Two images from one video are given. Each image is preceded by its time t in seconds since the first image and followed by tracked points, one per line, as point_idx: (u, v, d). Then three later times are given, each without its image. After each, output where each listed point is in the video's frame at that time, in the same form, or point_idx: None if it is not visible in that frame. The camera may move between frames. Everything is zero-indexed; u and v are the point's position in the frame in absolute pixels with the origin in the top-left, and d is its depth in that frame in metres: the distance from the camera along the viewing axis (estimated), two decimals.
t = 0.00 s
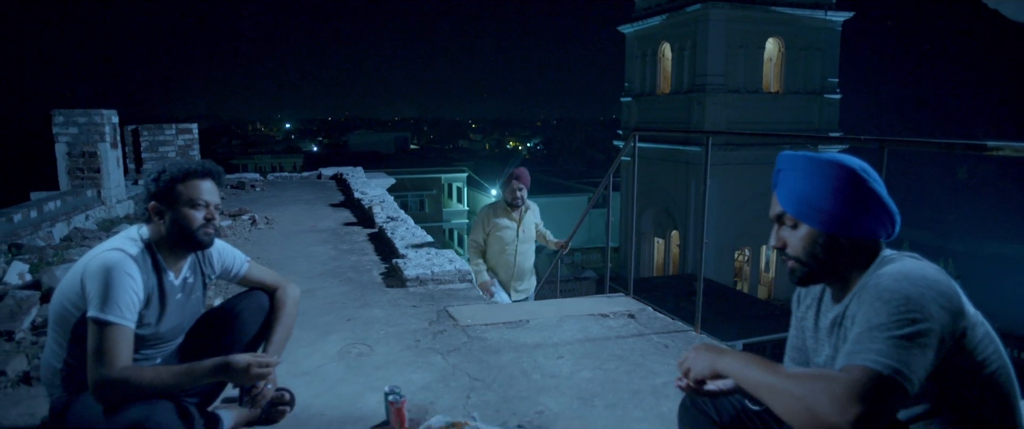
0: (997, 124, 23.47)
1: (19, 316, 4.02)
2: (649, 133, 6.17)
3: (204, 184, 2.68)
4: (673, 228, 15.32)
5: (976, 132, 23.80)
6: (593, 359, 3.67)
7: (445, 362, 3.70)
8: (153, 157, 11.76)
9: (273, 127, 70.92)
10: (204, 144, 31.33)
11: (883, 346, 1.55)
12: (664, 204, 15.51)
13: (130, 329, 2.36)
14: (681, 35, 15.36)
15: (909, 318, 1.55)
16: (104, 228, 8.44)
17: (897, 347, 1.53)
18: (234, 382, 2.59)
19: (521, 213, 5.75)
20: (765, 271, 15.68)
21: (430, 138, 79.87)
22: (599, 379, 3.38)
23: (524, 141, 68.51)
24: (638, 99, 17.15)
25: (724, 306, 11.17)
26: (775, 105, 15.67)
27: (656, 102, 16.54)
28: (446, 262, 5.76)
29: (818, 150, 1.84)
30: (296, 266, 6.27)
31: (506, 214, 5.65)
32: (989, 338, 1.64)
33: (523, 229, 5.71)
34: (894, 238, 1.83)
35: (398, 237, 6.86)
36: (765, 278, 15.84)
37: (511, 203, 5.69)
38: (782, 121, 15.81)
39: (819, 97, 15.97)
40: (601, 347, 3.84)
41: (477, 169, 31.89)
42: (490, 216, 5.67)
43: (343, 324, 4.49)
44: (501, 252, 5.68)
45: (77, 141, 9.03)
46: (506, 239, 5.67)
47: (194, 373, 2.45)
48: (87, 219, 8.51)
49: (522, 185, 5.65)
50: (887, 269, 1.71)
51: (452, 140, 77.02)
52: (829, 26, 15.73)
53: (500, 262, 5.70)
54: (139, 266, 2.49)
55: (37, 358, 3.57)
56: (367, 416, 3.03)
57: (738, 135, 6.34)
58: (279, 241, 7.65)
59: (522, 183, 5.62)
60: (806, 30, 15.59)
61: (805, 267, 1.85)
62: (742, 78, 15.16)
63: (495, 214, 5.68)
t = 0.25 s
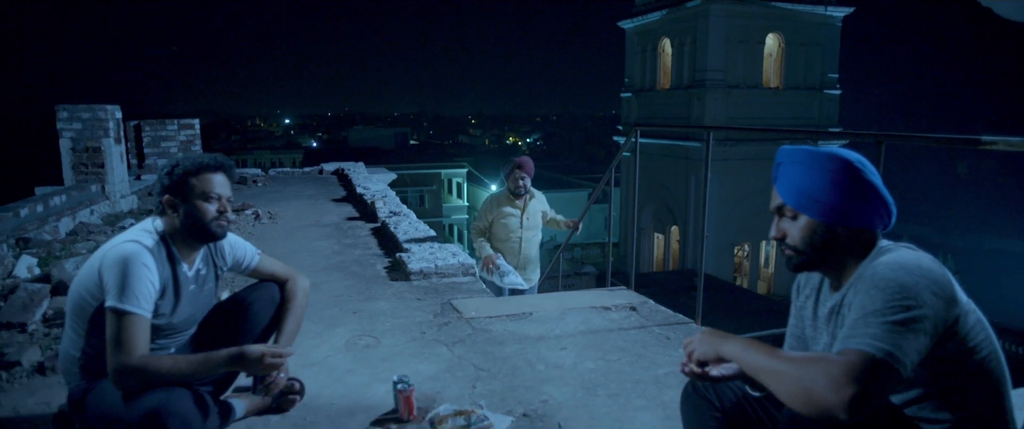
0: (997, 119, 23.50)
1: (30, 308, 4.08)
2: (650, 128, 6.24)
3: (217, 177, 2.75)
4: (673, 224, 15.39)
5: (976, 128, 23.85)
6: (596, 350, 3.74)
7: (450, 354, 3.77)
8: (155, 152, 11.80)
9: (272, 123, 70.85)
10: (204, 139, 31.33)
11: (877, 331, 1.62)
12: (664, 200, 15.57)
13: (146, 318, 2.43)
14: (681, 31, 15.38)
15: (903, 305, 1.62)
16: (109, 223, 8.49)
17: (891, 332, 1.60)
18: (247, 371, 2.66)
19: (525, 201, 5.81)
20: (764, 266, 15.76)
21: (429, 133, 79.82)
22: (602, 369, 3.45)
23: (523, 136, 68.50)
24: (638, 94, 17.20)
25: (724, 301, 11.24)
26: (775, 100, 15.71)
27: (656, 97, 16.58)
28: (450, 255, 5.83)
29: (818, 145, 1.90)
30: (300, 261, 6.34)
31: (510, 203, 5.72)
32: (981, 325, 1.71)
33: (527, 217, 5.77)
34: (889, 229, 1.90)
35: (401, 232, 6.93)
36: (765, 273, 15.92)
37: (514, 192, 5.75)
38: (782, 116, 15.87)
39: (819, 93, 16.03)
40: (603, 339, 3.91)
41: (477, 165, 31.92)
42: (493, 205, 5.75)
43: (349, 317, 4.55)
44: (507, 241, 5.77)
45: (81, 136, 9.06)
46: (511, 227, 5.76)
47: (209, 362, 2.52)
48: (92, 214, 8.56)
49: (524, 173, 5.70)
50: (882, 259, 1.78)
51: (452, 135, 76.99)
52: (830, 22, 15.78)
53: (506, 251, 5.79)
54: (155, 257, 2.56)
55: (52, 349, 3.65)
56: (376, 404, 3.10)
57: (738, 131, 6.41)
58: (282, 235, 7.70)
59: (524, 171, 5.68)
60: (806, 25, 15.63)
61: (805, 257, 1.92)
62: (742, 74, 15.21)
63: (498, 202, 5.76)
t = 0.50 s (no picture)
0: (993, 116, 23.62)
1: (42, 302, 4.15)
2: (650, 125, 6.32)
3: (229, 172, 2.82)
4: (672, 221, 15.49)
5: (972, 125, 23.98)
6: (598, 342, 3.82)
7: (455, 345, 3.85)
8: (156, 149, 11.86)
9: (270, 120, 70.82)
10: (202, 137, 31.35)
11: (868, 317, 1.71)
12: (662, 197, 15.66)
13: (164, 308, 2.51)
14: (680, 28, 15.45)
15: (893, 291, 1.71)
16: (113, 219, 8.55)
17: (880, 317, 1.69)
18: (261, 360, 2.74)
19: (525, 198, 5.86)
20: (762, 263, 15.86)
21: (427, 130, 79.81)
22: (604, 360, 3.54)
23: (521, 133, 68.55)
24: (637, 91, 17.28)
25: (722, 297, 11.36)
26: (773, 97, 15.80)
27: (655, 94, 16.66)
28: (452, 250, 5.91)
29: (815, 142, 1.98)
30: (304, 256, 6.42)
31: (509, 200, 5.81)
32: (967, 311, 1.79)
33: (527, 214, 5.83)
34: (882, 221, 1.98)
35: (403, 227, 7.00)
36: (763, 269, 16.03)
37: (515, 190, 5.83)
38: (779, 113, 15.97)
39: (817, 90, 16.13)
40: (605, 331, 3.99)
41: (476, 162, 31.99)
42: (494, 202, 5.86)
43: (354, 310, 4.63)
44: (509, 238, 5.87)
45: (84, 133, 9.12)
46: (512, 224, 5.84)
47: (225, 351, 2.60)
48: (95, 210, 8.63)
49: (523, 171, 5.76)
50: (875, 249, 1.86)
51: (450, 133, 76.99)
52: (827, 19, 15.87)
53: (509, 247, 5.90)
54: (171, 250, 2.63)
55: (65, 341, 3.73)
56: (384, 394, 3.18)
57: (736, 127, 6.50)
58: (285, 231, 7.78)
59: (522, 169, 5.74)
60: (804, 23, 15.72)
61: (802, 247, 2.00)
62: (740, 71, 15.30)
63: (499, 200, 5.86)
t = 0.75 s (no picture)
0: (984, 115, 23.82)
1: (50, 297, 4.22)
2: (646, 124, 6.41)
3: (237, 166, 2.88)
4: (666, 219, 15.61)
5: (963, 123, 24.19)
6: (596, 334, 3.92)
7: (457, 338, 3.94)
8: (153, 147, 11.89)
9: (265, 119, 70.63)
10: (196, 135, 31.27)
11: (856, 304, 1.81)
12: (657, 195, 15.78)
13: (177, 301, 2.59)
14: (674, 27, 15.55)
15: (879, 279, 1.81)
16: (112, 217, 8.60)
17: (868, 304, 1.79)
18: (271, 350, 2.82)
19: (521, 195, 5.92)
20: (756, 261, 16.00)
21: (422, 129, 79.74)
22: (603, 352, 3.63)
23: (516, 132, 68.57)
24: (631, 90, 17.38)
25: (716, 294, 11.47)
26: (767, 96, 15.94)
27: (649, 93, 16.77)
28: (451, 247, 6.00)
29: (806, 137, 2.07)
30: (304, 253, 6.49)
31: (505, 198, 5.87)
32: (950, 299, 1.89)
33: (523, 211, 5.90)
34: (869, 213, 2.08)
35: (402, 225, 7.08)
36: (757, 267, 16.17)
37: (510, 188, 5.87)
38: (773, 112, 16.11)
39: (810, 89, 16.27)
40: (603, 325, 4.09)
41: (471, 160, 32.04)
42: (490, 201, 5.93)
43: (357, 305, 4.72)
44: (506, 235, 5.96)
45: (83, 131, 9.17)
46: (509, 221, 5.92)
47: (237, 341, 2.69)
48: (95, 208, 8.68)
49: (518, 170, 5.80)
50: (862, 240, 1.96)
51: (445, 132, 76.97)
52: (820, 18, 16.02)
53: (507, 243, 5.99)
54: (183, 243, 2.71)
55: (75, 336, 3.81)
56: (390, 384, 3.27)
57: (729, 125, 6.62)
58: (285, 229, 7.85)
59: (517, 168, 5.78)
60: (797, 22, 15.86)
61: (794, 238, 2.10)
62: (734, 70, 15.42)
63: (495, 198, 5.91)
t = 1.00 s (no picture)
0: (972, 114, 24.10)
1: (57, 294, 4.29)
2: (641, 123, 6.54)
3: (250, 162, 2.97)
4: (660, 217, 15.76)
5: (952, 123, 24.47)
6: (594, 328, 4.03)
7: (458, 332, 4.04)
8: (149, 147, 11.93)
9: (257, 118, 70.47)
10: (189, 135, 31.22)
11: (844, 292, 1.91)
12: (650, 193, 15.92)
13: (190, 293, 2.67)
14: (667, 27, 15.69)
15: (866, 269, 1.91)
16: (110, 216, 8.66)
17: (856, 293, 1.89)
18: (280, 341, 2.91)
19: (514, 183, 5.98)
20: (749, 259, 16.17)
21: (415, 128, 79.75)
22: (600, 344, 3.74)
23: (509, 131, 68.72)
24: (625, 90, 17.51)
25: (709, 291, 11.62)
26: (759, 96, 16.10)
27: (642, 92, 16.90)
28: (449, 244, 6.10)
29: (797, 135, 2.18)
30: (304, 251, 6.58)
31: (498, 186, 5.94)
32: (930, 288, 2.01)
33: (516, 197, 5.95)
34: (856, 207, 2.19)
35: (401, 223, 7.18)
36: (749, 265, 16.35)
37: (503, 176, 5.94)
38: (765, 111, 16.27)
39: (802, 89, 16.45)
40: (600, 318, 4.20)
41: (465, 160, 32.14)
42: (484, 188, 6.02)
43: (358, 301, 4.81)
44: (502, 222, 6.03)
45: (80, 131, 9.25)
46: (502, 208, 5.99)
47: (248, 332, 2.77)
48: (93, 207, 8.74)
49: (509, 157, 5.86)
50: (849, 232, 2.07)
51: (438, 131, 77.01)
52: (811, 18, 16.20)
53: (504, 230, 6.07)
54: (196, 238, 2.80)
55: (83, 330, 3.88)
56: (394, 376, 3.37)
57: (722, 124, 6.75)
58: (283, 227, 7.93)
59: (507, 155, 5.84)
60: (789, 22, 16.03)
61: (785, 230, 2.20)
62: (726, 70, 15.58)
63: (488, 186, 6.00)
